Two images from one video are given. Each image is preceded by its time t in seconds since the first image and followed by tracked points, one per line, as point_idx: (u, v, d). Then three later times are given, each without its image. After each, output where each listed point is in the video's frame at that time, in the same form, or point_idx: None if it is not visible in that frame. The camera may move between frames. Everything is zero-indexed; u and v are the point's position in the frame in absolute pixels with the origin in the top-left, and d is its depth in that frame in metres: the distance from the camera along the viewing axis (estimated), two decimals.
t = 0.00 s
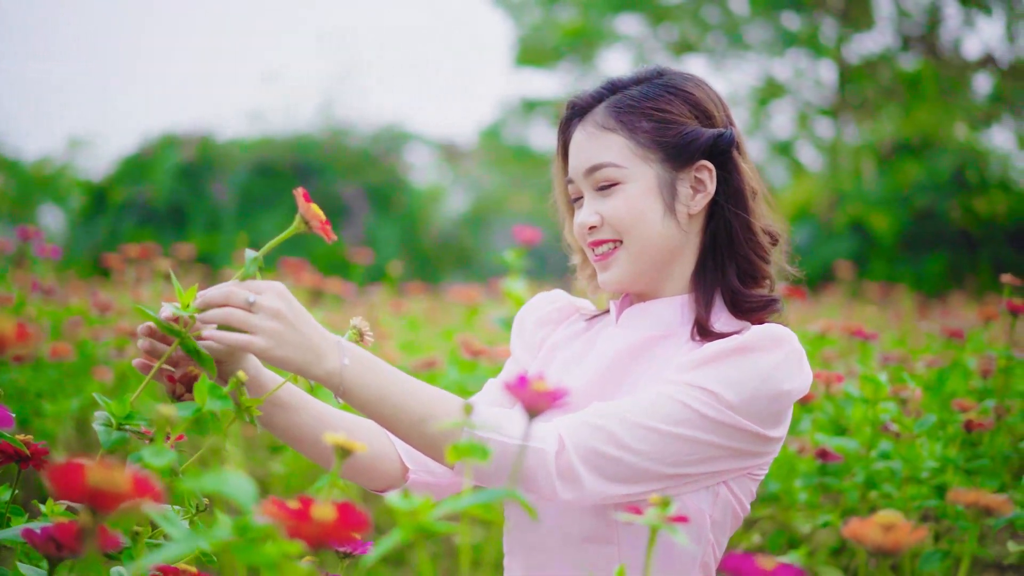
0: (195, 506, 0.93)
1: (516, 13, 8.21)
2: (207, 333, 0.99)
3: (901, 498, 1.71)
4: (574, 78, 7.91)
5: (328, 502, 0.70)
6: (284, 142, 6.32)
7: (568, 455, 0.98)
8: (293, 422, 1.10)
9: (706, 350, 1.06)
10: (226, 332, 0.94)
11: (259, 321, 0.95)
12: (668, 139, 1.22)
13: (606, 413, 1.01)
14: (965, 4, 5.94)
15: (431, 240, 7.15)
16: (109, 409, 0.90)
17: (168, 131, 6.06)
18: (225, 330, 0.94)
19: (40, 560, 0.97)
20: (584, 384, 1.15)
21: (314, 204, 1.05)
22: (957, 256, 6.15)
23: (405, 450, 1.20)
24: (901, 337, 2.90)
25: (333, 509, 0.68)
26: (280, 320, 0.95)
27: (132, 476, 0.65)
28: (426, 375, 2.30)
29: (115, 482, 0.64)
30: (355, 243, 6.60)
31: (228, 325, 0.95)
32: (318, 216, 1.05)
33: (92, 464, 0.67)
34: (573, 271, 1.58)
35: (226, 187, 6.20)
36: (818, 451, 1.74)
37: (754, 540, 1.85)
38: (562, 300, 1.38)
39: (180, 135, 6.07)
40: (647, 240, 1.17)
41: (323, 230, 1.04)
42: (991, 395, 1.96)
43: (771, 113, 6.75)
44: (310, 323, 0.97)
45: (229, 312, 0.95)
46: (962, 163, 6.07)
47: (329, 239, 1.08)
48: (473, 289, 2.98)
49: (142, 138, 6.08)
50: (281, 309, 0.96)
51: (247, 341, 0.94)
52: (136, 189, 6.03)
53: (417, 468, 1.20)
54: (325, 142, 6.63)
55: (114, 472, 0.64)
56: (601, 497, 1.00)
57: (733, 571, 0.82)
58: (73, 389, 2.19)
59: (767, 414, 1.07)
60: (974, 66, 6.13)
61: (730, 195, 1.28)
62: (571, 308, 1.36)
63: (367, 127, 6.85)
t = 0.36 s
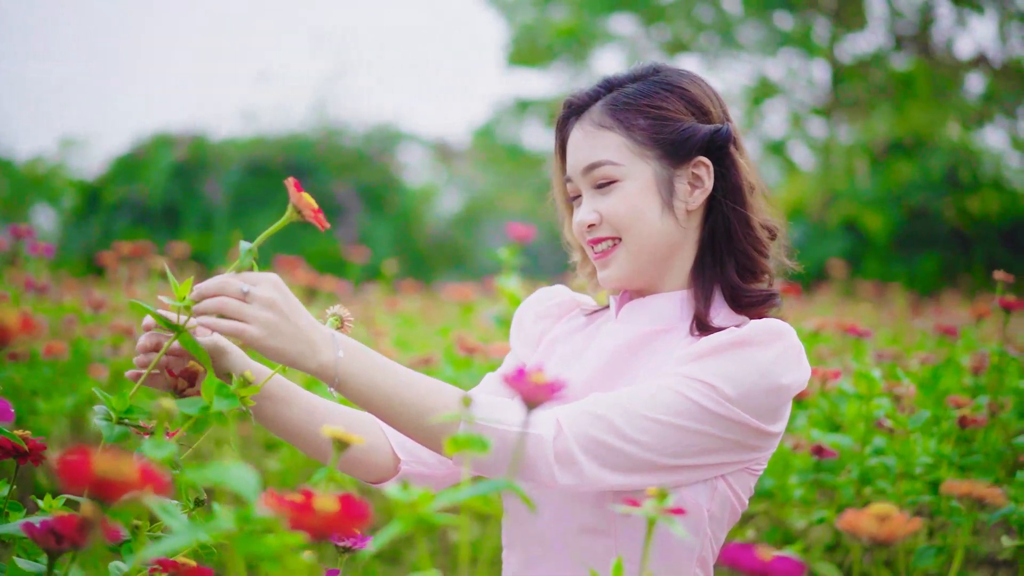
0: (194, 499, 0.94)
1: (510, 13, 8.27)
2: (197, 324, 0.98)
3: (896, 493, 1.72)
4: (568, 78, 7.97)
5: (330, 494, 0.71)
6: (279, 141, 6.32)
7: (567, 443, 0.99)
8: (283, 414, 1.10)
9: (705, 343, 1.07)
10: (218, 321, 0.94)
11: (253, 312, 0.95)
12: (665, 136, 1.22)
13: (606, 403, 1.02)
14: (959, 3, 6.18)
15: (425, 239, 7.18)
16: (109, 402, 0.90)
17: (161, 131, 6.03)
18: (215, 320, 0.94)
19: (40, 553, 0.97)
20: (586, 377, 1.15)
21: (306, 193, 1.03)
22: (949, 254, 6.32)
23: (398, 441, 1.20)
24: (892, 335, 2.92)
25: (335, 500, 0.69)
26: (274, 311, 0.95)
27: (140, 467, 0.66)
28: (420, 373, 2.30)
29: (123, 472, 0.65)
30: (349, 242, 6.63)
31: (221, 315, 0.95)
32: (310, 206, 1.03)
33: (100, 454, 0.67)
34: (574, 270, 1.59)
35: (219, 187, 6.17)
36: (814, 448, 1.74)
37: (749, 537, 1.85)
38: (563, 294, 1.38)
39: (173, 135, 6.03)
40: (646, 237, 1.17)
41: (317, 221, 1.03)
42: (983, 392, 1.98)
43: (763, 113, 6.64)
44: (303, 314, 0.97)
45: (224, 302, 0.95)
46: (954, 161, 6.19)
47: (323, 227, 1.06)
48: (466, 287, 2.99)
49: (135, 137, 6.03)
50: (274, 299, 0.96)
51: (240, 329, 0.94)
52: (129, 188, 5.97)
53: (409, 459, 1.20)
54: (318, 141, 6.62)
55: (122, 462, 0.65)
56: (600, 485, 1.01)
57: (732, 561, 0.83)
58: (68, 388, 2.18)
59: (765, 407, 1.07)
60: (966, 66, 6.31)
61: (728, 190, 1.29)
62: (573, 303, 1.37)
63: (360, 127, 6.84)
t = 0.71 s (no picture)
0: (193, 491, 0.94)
1: (506, 13, 8.30)
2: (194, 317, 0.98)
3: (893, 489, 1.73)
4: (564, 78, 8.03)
5: (332, 484, 0.72)
6: (276, 141, 6.33)
7: (565, 433, 0.99)
8: (280, 406, 1.10)
9: (703, 336, 1.08)
10: (215, 310, 0.94)
11: (251, 303, 0.95)
12: (663, 131, 1.23)
13: (605, 394, 1.02)
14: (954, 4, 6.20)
15: (421, 238, 7.20)
16: (109, 396, 0.90)
17: (158, 130, 6.04)
18: (212, 309, 0.94)
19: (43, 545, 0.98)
20: (585, 370, 1.16)
21: (301, 182, 1.03)
22: (947, 253, 6.31)
23: (396, 433, 1.20)
24: (889, 331, 2.93)
25: (337, 490, 0.70)
26: (270, 302, 0.96)
27: (141, 454, 0.66)
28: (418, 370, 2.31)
29: (123, 459, 0.65)
30: (346, 241, 6.64)
31: (218, 305, 0.96)
32: (304, 195, 1.03)
33: (103, 440, 0.67)
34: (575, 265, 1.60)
35: (217, 187, 6.22)
36: (811, 443, 1.74)
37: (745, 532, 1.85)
38: (563, 288, 1.39)
39: (170, 134, 6.04)
40: (645, 232, 1.18)
41: (311, 209, 1.03)
42: (979, 388, 1.98)
43: (760, 113, 6.68)
44: (299, 310, 0.97)
45: (219, 294, 0.96)
46: (951, 161, 6.22)
47: (316, 216, 1.06)
48: (464, 285, 3.00)
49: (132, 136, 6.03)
50: (272, 291, 0.96)
51: (234, 319, 0.94)
52: (126, 188, 5.96)
53: (407, 451, 1.20)
54: (315, 141, 6.65)
55: (122, 450, 0.65)
56: (598, 475, 1.01)
57: (730, 551, 0.84)
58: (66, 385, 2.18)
59: (764, 401, 1.08)
60: (962, 66, 6.35)
61: (727, 184, 1.30)
62: (573, 298, 1.38)
63: (357, 126, 6.87)
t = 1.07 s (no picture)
0: (193, 486, 0.95)
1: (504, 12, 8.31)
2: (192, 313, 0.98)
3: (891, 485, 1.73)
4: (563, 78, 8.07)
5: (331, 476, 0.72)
6: (275, 140, 6.30)
7: (566, 429, 1.00)
8: (280, 399, 1.11)
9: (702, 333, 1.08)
10: (214, 303, 0.93)
11: (251, 300, 0.95)
12: (663, 128, 1.23)
13: (606, 390, 1.03)
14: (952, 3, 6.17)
15: (419, 238, 7.20)
16: (107, 390, 0.90)
17: (157, 130, 6.04)
18: (213, 302, 0.93)
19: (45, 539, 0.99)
20: (586, 365, 1.16)
21: (295, 175, 1.03)
22: (944, 253, 6.33)
23: (397, 427, 1.21)
24: (887, 330, 2.93)
25: (335, 482, 0.70)
26: (270, 301, 0.95)
27: (143, 446, 0.66)
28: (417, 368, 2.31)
29: (125, 451, 0.65)
30: (345, 240, 6.65)
31: (219, 299, 0.94)
32: (299, 188, 1.03)
33: (103, 430, 0.67)
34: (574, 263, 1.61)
35: (215, 185, 6.16)
36: (808, 440, 1.75)
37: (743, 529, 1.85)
38: (564, 286, 1.39)
39: (168, 134, 6.04)
40: (645, 229, 1.18)
41: (306, 202, 1.03)
42: (977, 386, 1.99)
43: (759, 112, 6.72)
44: (299, 308, 0.98)
45: (221, 288, 0.95)
46: (949, 161, 6.22)
47: (311, 210, 1.07)
48: (463, 284, 3.00)
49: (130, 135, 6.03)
50: (272, 291, 0.96)
51: (231, 313, 0.93)
52: (124, 187, 5.97)
53: (408, 445, 1.21)
54: (314, 140, 6.66)
55: (124, 442, 0.65)
56: (598, 470, 1.02)
57: (729, 542, 0.84)
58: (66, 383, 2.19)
59: (763, 397, 1.08)
60: (961, 65, 6.35)
61: (725, 182, 1.31)
62: (573, 295, 1.38)
63: (356, 126, 6.89)
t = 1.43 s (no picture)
0: (195, 481, 0.95)
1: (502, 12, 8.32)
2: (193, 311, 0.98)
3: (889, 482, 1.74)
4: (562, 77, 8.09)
5: (333, 469, 0.72)
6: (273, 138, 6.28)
7: (568, 426, 1.00)
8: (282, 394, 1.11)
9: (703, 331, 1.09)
10: (224, 335, 0.90)
11: (258, 332, 0.90)
12: (664, 125, 1.24)
13: (607, 389, 1.03)
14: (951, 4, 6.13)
15: (418, 237, 7.20)
16: (108, 385, 0.91)
17: (156, 129, 6.06)
18: (220, 333, 0.90)
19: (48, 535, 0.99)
20: (588, 362, 1.17)
21: (293, 169, 1.03)
22: (942, 252, 6.34)
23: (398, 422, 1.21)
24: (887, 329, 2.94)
25: (336, 476, 0.70)
26: (277, 333, 0.91)
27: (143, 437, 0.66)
28: (418, 366, 2.32)
29: (125, 442, 0.65)
30: (343, 239, 6.65)
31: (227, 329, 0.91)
32: (297, 182, 1.03)
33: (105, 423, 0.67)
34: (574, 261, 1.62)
35: (214, 186, 6.18)
36: (807, 437, 1.75)
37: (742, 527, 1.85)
38: (565, 283, 1.40)
39: (167, 133, 6.06)
40: (645, 227, 1.19)
41: (304, 196, 1.03)
42: (975, 384, 1.99)
43: (757, 112, 6.74)
44: (304, 338, 0.94)
45: (227, 318, 0.91)
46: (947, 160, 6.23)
47: (309, 204, 1.07)
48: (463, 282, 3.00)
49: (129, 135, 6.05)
50: (279, 324, 0.91)
51: (240, 347, 0.89)
52: (124, 187, 5.98)
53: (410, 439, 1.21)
54: (313, 139, 6.68)
55: (125, 433, 0.65)
56: (601, 469, 1.02)
57: (727, 536, 0.85)
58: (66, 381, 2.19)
59: (763, 394, 1.08)
60: (960, 65, 6.34)
61: (726, 179, 1.31)
62: (574, 292, 1.38)
63: (355, 125, 6.90)
